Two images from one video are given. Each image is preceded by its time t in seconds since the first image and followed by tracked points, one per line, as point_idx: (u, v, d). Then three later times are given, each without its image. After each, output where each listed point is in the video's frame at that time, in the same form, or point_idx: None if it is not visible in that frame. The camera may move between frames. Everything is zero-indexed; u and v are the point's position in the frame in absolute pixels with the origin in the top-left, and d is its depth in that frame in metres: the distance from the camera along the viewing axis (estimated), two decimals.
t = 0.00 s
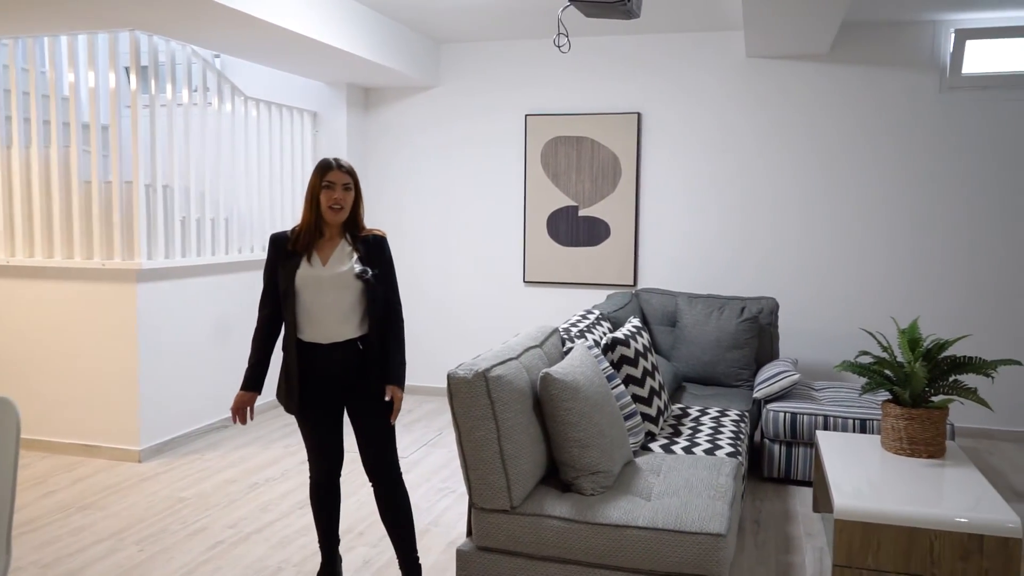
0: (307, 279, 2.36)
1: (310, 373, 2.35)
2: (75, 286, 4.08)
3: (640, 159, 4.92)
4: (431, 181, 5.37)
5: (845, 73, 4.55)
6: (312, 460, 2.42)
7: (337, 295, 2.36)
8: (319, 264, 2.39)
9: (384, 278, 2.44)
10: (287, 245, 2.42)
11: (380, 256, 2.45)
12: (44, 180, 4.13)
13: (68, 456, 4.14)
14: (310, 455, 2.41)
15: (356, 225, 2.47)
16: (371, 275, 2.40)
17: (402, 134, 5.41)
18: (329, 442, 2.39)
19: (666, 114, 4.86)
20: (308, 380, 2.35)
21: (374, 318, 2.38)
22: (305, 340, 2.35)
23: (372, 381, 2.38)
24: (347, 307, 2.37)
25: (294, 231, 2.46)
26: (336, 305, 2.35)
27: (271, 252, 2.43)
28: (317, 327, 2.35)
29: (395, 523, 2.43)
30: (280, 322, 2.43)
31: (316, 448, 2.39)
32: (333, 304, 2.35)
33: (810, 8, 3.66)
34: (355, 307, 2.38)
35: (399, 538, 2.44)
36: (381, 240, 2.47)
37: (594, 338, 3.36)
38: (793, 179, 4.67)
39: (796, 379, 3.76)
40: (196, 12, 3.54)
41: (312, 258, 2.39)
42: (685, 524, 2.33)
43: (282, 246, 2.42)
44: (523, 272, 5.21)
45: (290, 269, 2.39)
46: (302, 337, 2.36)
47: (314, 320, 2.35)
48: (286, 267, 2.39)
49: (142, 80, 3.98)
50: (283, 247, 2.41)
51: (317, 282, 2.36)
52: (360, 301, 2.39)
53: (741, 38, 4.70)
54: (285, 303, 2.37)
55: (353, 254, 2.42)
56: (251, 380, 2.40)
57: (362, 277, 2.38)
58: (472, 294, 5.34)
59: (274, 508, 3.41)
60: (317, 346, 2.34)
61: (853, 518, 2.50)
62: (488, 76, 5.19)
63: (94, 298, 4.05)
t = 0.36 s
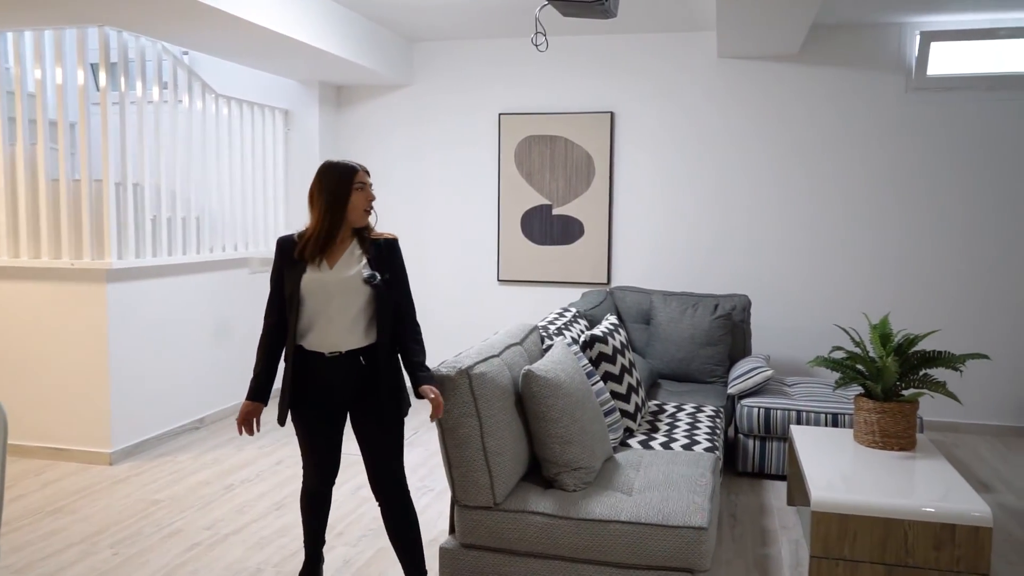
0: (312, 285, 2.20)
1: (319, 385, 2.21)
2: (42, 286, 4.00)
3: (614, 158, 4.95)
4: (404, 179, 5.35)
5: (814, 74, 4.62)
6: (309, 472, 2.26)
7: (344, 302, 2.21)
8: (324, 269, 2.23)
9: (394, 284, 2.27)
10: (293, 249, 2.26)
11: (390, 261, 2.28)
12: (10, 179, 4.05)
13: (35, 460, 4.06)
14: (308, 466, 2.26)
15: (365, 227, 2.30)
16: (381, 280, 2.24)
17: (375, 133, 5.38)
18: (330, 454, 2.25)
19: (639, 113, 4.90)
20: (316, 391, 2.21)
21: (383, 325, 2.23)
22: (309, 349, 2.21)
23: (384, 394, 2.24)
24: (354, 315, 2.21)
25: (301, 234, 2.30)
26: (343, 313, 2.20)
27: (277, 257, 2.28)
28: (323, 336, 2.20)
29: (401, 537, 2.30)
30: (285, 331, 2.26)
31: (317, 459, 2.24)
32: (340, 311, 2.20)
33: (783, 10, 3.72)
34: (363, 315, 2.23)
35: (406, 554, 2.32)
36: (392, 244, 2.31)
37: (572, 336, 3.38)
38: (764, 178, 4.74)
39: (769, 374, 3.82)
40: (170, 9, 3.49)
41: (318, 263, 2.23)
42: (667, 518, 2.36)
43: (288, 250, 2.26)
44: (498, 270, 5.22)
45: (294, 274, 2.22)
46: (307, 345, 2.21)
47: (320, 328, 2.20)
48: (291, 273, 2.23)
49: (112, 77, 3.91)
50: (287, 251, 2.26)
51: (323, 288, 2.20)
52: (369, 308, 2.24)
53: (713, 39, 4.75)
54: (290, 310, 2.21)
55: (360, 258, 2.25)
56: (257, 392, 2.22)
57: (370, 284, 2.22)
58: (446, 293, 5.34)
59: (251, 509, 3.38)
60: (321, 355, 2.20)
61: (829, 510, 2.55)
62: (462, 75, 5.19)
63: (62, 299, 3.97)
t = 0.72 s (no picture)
0: (350, 281, 2.09)
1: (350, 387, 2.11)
2: (4, 285, 3.91)
3: (585, 157, 4.98)
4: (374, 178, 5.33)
5: (782, 74, 4.68)
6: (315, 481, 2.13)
7: (383, 298, 2.12)
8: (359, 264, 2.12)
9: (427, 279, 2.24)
10: (323, 241, 2.12)
11: (422, 256, 2.24)
12: None
13: None
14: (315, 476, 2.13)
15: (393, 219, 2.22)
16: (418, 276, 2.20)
17: (345, 130, 5.35)
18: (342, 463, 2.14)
19: (610, 112, 4.93)
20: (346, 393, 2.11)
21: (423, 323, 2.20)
22: (342, 347, 2.11)
23: (414, 400, 2.19)
24: (393, 311, 2.14)
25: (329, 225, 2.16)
26: (382, 311, 2.12)
27: (303, 250, 2.12)
28: (362, 335, 2.11)
29: (401, 558, 2.20)
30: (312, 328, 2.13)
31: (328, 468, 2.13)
32: (379, 308, 2.12)
33: (753, 10, 3.77)
34: (400, 312, 2.16)
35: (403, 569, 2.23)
36: (422, 238, 2.26)
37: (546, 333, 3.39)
38: (734, 177, 4.80)
39: (740, 370, 3.87)
40: (138, 5, 3.44)
41: (353, 257, 2.11)
42: (644, 512, 2.37)
43: (316, 243, 2.12)
44: (470, 269, 5.21)
45: (328, 269, 2.09)
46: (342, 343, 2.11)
47: (356, 325, 2.11)
48: (323, 267, 2.09)
49: (77, 73, 3.84)
50: (317, 243, 2.12)
51: (361, 284, 2.10)
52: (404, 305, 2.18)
53: (683, 38, 4.79)
54: (325, 307, 2.09)
55: (396, 253, 2.18)
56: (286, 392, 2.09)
57: (410, 280, 2.18)
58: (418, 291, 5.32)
59: (223, 511, 3.34)
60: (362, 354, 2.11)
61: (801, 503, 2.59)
62: (433, 74, 5.18)
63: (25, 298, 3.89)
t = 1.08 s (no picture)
0: (369, 283, 2.00)
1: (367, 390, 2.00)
2: None
3: (557, 156, 4.98)
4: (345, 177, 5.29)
5: (752, 74, 4.73)
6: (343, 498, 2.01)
7: (399, 299, 2.05)
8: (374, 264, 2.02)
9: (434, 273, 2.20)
10: (330, 242, 2.00)
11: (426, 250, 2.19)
12: None
13: None
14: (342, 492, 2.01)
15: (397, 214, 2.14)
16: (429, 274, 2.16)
17: (314, 129, 5.30)
18: (372, 473, 2.02)
19: (581, 111, 4.94)
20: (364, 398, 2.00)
21: (437, 319, 2.13)
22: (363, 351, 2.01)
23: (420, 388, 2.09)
24: (409, 311, 2.07)
25: (333, 223, 2.03)
26: (400, 312, 2.05)
27: (309, 253, 1.98)
28: (384, 338, 2.02)
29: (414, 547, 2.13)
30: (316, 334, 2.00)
31: (357, 482, 2.00)
32: (397, 309, 2.04)
33: (723, 10, 3.80)
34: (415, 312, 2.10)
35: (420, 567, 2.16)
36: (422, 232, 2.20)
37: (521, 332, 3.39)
38: (705, 175, 4.83)
39: (713, 368, 3.90)
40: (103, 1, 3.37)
41: (366, 258, 2.01)
42: (619, 510, 2.38)
43: (325, 244, 1.99)
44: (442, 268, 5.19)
45: (342, 271, 1.98)
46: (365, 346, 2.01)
47: (376, 329, 2.01)
48: (335, 271, 1.98)
49: (40, 70, 3.76)
50: (325, 245, 1.99)
51: (378, 286, 2.01)
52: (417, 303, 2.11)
53: (654, 38, 4.81)
54: (340, 311, 1.98)
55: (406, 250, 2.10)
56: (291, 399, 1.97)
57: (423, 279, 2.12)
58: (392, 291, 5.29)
59: (193, 515, 3.29)
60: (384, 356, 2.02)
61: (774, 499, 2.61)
62: (404, 72, 5.15)
63: None
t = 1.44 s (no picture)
0: (382, 288, 1.94)
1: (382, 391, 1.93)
2: None
3: (538, 155, 4.98)
4: (324, 176, 5.25)
5: (731, 73, 4.76)
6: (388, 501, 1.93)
7: (412, 303, 2.01)
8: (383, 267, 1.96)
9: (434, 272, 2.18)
10: (335, 248, 1.92)
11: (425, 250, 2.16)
12: None
13: None
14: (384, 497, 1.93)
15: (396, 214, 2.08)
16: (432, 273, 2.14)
17: (293, 127, 5.26)
18: (409, 469, 1.95)
19: (562, 110, 4.94)
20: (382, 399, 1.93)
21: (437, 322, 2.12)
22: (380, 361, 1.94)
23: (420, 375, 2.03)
24: (418, 318, 2.03)
25: (333, 231, 1.96)
26: (413, 317, 2.01)
27: (317, 259, 1.89)
28: (399, 344, 1.97)
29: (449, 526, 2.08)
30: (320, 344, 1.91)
31: (399, 483, 1.92)
32: (410, 314, 2.00)
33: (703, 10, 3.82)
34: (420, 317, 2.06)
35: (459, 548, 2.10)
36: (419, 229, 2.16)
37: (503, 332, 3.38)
38: (685, 175, 4.85)
39: (694, 366, 3.91)
40: None
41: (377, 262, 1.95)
42: (604, 509, 2.38)
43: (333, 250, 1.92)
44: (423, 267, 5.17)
45: (354, 276, 1.91)
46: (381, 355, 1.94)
47: (391, 337, 1.96)
48: (346, 276, 1.91)
49: (13, 67, 3.70)
50: (331, 253, 1.91)
51: (393, 292, 1.96)
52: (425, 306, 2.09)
53: (635, 37, 4.83)
54: (350, 317, 1.90)
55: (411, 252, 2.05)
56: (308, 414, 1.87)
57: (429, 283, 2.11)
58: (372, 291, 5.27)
59: (173, 518, 3.25)
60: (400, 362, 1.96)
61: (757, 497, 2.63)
62: (384, 70, 5.12)
63: None
